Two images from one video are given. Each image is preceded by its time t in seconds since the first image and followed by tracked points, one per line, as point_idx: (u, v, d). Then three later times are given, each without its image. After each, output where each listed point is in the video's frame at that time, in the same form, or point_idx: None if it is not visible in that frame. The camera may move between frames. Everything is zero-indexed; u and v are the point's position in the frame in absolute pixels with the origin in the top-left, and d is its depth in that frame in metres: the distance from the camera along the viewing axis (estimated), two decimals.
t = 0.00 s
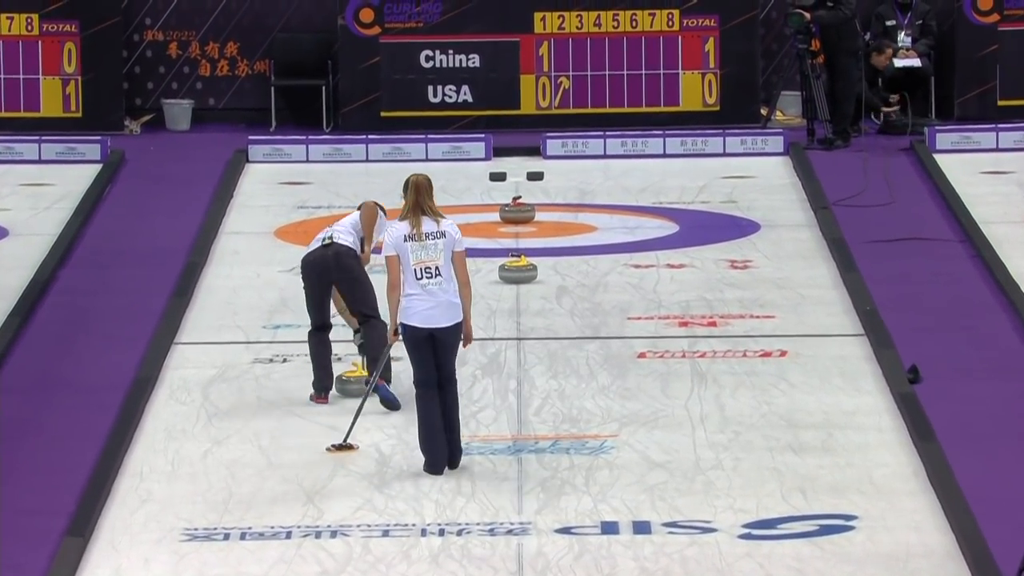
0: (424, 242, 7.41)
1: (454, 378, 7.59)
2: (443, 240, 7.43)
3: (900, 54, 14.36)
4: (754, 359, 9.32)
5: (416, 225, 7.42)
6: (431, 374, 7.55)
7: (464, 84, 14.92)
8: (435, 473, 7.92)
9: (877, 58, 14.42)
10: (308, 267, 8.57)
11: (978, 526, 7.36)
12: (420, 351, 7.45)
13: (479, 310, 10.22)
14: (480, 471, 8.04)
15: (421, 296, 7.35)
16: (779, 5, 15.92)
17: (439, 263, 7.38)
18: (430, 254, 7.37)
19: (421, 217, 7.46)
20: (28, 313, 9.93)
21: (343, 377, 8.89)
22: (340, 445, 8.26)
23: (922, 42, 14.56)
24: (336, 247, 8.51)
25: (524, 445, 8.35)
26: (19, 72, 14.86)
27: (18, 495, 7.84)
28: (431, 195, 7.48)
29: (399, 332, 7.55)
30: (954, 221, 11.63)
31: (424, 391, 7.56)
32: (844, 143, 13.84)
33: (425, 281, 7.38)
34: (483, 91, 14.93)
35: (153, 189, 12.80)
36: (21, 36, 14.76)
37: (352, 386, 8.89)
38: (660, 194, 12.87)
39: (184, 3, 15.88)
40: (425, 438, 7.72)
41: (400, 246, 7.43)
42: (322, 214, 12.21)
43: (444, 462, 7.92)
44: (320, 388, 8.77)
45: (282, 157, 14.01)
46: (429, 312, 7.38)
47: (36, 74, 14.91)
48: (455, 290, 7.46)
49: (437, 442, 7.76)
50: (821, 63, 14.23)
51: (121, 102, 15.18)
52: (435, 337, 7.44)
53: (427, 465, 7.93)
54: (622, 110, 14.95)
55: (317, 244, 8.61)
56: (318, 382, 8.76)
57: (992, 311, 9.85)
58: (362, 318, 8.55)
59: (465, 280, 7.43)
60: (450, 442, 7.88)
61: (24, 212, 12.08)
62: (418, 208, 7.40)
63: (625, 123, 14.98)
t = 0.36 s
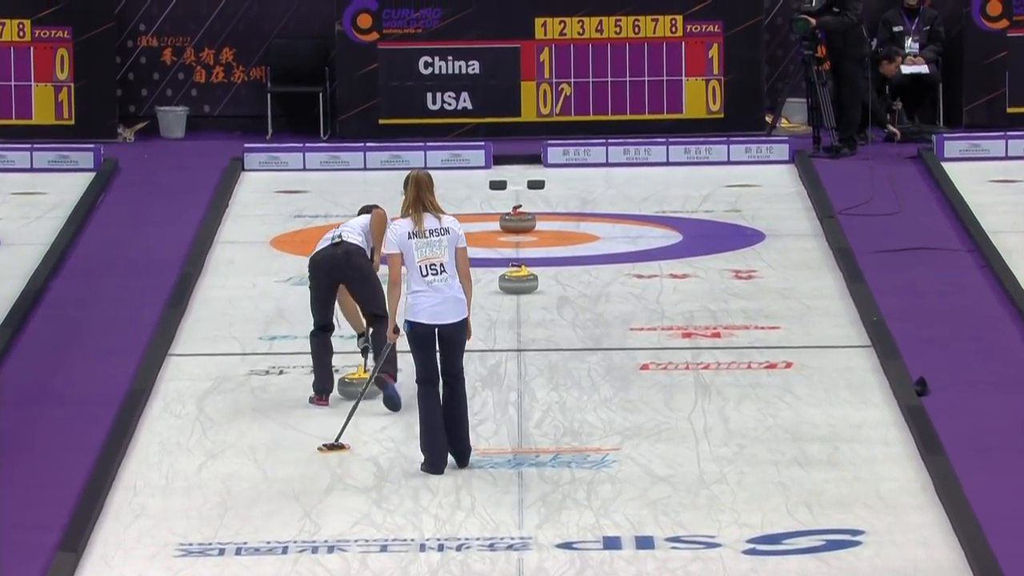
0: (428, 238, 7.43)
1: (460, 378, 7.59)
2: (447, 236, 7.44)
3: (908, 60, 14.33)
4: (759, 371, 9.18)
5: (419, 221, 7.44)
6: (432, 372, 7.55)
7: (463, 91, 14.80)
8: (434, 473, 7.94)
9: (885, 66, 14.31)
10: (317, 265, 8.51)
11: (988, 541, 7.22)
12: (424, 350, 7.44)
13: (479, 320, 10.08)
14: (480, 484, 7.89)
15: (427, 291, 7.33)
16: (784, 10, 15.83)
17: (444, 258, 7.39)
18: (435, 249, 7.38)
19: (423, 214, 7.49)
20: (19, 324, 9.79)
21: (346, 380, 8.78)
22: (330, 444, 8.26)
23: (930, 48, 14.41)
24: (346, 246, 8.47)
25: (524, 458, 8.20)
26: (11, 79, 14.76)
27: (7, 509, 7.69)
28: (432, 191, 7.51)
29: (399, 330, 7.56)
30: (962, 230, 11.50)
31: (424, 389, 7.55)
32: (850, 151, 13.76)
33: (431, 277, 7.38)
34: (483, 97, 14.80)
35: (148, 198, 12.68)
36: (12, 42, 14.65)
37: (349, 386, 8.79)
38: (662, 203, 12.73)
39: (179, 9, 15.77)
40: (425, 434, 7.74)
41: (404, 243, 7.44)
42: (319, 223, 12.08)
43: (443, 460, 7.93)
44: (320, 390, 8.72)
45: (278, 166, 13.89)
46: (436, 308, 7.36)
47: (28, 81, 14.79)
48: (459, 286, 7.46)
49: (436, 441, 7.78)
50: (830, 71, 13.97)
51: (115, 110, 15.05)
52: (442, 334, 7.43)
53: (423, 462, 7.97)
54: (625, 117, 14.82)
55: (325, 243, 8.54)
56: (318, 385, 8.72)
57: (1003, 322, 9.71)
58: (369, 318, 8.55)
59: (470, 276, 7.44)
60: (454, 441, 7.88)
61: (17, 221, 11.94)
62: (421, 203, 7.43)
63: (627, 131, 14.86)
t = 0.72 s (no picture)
0: (434, 235, 7.44)
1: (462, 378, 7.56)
2: (453, 234, 7.46)
3: (915, 66, 14.14)
4: (763, 383, 9.04)
5: (427, 218, 7.46)
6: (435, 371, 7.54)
7: (462, 98, 14.68)
8: (433, 472, 7.93)
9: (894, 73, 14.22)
10: (333, 266, 8.52)
11: (997, 557, 7.07)
12: (426, 346, 7.43)
13: (479, 331, 9.95)
14: (479, 498, 7.74)
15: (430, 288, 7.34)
16: (788, 16, 15.70)
17: (448, 255, 7.39)
18: (440, 246, 7.38)
19: (431, 210, 7.50)
20: (9, 335, 9.65)
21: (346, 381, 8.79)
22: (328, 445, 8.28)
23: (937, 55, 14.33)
24: (364, 250, 8.51)
25: (525, 472, 8.05)
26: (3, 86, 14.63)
27: None
28: (441, 189, 7.53)
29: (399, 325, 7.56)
30: (970, 240, 11.37)
31: (426, 387, 7.54)
32: (856, 159, 13.62)
33: (434, 274, 7.37)
34: (482, 105, 14.69)
35: (141, 206, 12.55)
36: (4, 49, 14.52)
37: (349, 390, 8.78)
38: (665, 212, 12.61)
39: (172, 15, 15.65)
40: (424, 433, 7.72)
41: (410, 239, 7.46)
42: (316, 233, 11.95)
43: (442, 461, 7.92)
44: (320, 394, 8.70)
45: (274, 174, 13.78)
46: (438, 304, 7.36)
47: (19, 88, 14.66)
48: (462, 284, 7.47)
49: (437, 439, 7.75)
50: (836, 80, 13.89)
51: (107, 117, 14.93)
52: (443, 330, 7.43)
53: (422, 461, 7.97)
54: (626, 125, 14.70)
55: (342, 244, 8.55)
56: (314, 388, 8.69)
57: (1012, 333, 9.58)
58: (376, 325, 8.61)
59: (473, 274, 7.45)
60: (450, 443, 7.84)
61: (9, 230, 11.81)
62: (429, 200, 7.44)
63: (628, 138, 14.74)
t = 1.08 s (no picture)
0: (447, 232, 7.42)
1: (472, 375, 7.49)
2: (465, 231, 7.45)
3: (922, 71, 14.08)
4: (767, 394, 8.91)
5: (439, 214, 7.42)
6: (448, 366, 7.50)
7: (461, 104, 14.56)
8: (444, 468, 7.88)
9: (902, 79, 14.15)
10: (343, 268, 8.44)
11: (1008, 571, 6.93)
12: (435, 341, 7.39)
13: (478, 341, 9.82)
14: (479, 511, 7.59)
15: (443, 284, 7.28)
16: (793, 21, 15.56)
17: (461, 252, 7.38)
18: (453, 243, 7.37)
19: (442, 207, 7.47)
20: None
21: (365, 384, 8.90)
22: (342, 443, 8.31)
23: (945, 60, 14.16)
24: (373, 248, 8.45)
25: (525, 483, 7.91)
26: None
27: None
28: (451, 185, 7.48)
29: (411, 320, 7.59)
30: (978, 248, 11.24)
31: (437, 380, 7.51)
32: (863, 166, 13.50)
33: (447, 271, 7.34)
34: (482, 111, 14.56)
35: (135, 214, 12.43)
36: None
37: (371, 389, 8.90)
38: (667, 219, 12.49)
39: (166, 19, 15.52)
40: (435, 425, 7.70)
41: (421, 236, 7.42)
42: (312, 240, 11.83)
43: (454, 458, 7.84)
44: (350, 395, 8.63)
45: (269, 180, 13.64)
46: (452, 302, 7.31)
47: (11, 93, 14.53)
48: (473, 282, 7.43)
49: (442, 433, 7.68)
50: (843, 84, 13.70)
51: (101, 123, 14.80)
52: (455, 328, 7.37)
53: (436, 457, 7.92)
54: (628, 131, 14.58)
55: (349, 246, 8.48)
56: (345, 390, 8.62)
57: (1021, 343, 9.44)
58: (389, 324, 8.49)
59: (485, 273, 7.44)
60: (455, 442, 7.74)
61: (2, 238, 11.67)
62: (441, 195, 7.41)
63: (630, 145, 14.61)
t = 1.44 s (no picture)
0: (465, 230, 7.57)
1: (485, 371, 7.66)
2: (483, 230, 7.59)
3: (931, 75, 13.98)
4: (772, 404, 8.77)
5: (457, 212, 7.59)
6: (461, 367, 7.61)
7: (460, 109, 14.44)
8: (463, 468, 7.96)
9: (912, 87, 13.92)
10: (356, 263, 8.34)
11: None
12: (452, 342, 7.52)
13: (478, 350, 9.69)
14: (478, 524, 7.45)
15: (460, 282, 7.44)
16: (798, 24, 15.48)
17: (478, 251, 7.53)
18: (471, 241, 7.52)
19: (461, 205, 7.64)
20: None
21: (365, 386, 8.85)
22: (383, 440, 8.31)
23: (953, 63, 14.05)
24: (389, 246, 8.37)
25: (525, 495, 7.75)
26: None
27: None
28: (468, 183, 7.68)
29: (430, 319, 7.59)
30: (986, 255, 11.13)
31: (454, 381, 7.61)
32: (869, 171, 13.36)
33: (465, 269, 7.49)
34: (482, 115, 14.44)
35: (129, 220, 12.31)
36: None
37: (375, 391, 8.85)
38: (670, 226, 12.36)
39: (161, 22, 15.41)
40: (453, 428, 7.80)
41: (440, 232, 7.58)
42: (310, 248, 11.69)
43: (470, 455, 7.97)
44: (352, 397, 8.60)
45: (265, 187, 13.52)
46: (468, 300, 7.46)
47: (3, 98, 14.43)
48: (490, 282, 7.59)
49: (464, 435, 7.82)
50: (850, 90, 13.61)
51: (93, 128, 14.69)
52: (473, 328, 7.51)
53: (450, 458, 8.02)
54: (631, 137, 14.47)
55: (365, 241, 8.38)
56: (346, 392, 8.58)
57: None
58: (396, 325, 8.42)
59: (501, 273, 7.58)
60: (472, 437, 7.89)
61: None
62: (460, 192, 7.58)
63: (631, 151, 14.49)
